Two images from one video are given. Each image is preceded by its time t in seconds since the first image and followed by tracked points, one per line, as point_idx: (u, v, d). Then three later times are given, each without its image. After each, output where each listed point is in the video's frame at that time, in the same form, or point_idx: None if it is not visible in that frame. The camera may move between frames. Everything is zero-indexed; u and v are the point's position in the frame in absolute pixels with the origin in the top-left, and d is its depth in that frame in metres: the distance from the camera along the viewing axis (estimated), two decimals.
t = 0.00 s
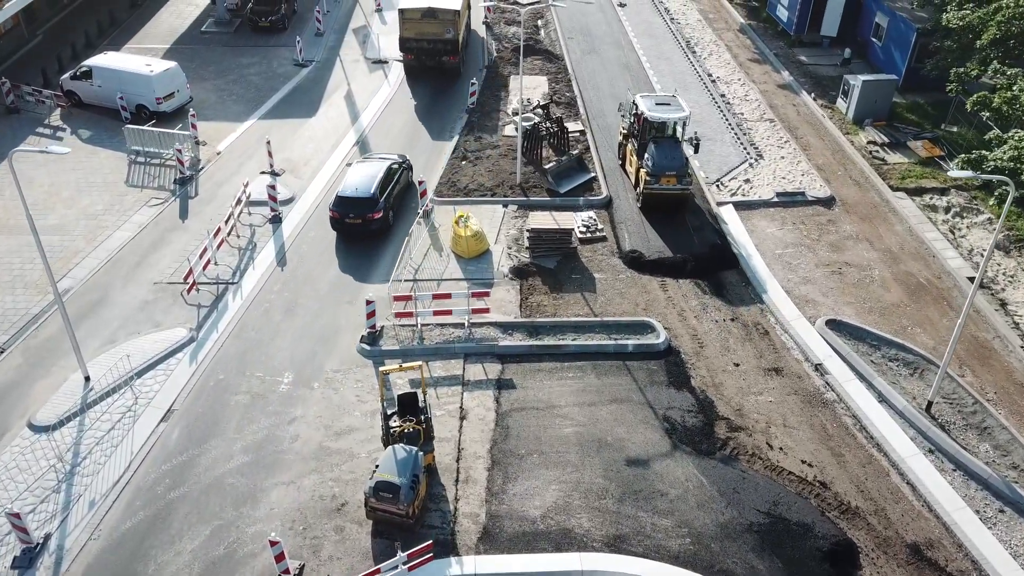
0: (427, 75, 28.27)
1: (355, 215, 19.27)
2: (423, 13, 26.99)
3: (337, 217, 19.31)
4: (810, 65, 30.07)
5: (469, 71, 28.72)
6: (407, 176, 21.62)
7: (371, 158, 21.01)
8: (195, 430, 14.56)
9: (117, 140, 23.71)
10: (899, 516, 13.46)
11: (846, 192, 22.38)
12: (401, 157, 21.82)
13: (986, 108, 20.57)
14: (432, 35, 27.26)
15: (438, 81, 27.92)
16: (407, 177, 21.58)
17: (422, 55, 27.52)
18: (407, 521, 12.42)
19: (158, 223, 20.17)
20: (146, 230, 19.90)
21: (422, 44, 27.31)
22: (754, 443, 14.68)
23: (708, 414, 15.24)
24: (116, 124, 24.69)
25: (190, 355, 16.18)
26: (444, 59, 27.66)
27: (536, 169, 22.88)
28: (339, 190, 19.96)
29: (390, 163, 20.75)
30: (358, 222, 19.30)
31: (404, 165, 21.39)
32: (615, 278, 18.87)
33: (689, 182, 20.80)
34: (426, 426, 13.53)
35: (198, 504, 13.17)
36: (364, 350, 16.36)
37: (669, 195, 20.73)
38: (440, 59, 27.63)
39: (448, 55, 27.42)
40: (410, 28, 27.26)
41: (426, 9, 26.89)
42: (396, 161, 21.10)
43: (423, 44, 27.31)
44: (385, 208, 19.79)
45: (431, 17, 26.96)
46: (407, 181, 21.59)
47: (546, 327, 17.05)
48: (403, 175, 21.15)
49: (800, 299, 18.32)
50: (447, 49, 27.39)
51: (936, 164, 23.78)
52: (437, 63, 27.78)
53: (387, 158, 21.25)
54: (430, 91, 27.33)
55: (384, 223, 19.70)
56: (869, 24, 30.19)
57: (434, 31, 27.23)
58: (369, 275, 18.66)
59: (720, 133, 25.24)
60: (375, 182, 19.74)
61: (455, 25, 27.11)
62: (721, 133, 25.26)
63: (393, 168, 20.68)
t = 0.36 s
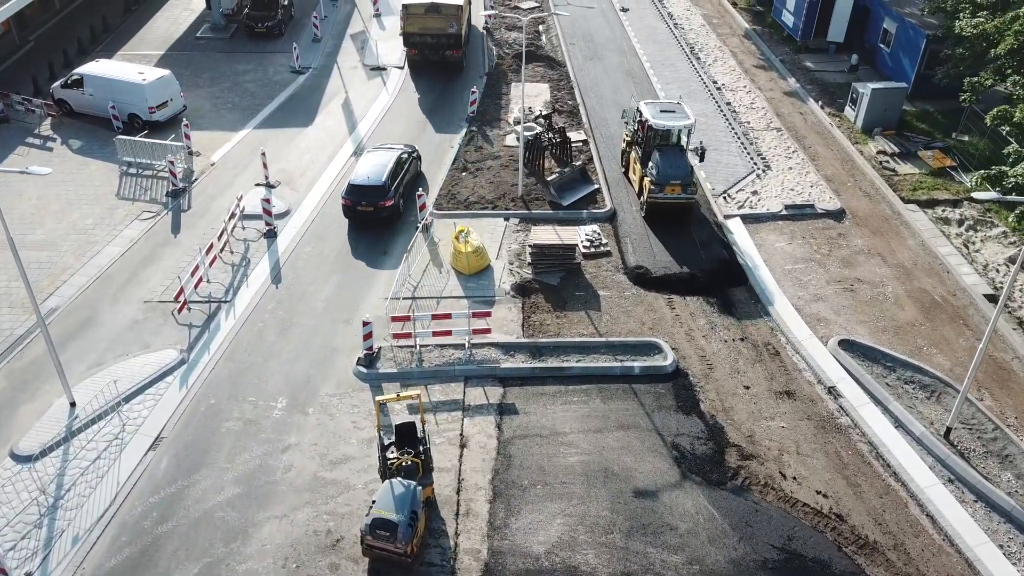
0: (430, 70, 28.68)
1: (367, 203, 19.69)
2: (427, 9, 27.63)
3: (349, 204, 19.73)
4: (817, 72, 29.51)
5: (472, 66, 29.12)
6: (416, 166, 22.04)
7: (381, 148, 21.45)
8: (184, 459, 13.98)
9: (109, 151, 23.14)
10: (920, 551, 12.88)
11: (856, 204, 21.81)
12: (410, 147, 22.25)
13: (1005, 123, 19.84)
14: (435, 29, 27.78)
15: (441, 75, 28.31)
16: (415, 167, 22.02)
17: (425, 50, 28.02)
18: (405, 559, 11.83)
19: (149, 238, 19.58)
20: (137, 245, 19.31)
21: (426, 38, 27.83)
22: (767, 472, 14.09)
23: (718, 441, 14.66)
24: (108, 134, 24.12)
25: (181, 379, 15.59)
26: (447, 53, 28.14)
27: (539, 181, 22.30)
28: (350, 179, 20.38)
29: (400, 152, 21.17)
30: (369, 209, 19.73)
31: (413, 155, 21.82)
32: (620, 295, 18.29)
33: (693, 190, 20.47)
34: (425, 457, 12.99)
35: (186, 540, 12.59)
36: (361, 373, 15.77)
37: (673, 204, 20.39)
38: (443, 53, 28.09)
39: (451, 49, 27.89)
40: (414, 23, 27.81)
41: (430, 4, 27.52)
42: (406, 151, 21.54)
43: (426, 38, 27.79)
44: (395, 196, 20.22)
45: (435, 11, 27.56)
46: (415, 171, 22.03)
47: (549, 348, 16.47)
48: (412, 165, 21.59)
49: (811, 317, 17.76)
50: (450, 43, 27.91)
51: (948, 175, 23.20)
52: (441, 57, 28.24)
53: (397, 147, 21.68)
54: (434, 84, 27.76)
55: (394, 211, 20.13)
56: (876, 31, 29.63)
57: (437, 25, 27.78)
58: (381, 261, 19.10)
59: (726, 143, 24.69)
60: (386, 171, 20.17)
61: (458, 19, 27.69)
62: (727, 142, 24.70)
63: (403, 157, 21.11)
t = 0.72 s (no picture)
0: (433, 65, 29.07)
1: (377, 193, 20.04)
2: (429, 4, 27.81)
3: (359, 194, 20.10)
4: (823, 79, 28.92)
5: (474, 60, 29.47)
6: (423, 157, 22.39)
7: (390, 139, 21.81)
8: (173, 491, 13.38)
9: (100, 162, 22.55)
10: None
11: (867, 218, 21.22)
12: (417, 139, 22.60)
13: None
14: (438, 24, 28.03)
15: (443, 71, 28.70)
16: (423, 158, 22.36)
17: (428, 45, 28.30)
18: None
19: (140, 254, 18.98)
20: (127, 261, 18.72)
21: (429, 33, 28.09)
22: (781, 505, 13.48)
23: (729, 471, 14.06)
24: (99, 144, 23.54)
25: (170, 404, 14.99)
26: (450, 48, 28.44)
27: (541, 193, 21.71)
28: (360, 170, 20.73)
29: (408, 144, 21.52)
30: (379, 199, 20.08)
31: (420, 146, 22.16)
32: (626, 314, 17.69)
33: (699, 199, 20.03)
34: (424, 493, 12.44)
35: None
36: (357, 400, 15.14)
37: (678, 214, 20.01)
38: (446, 48, 28.38)
39: (454, 44, 28.21)
40: (417, 19, 28.03)
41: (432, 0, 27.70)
42: (414, 143, 21.90)
43: (429, 34, 28.06)
44: (405, 186, 20.56)
45: (438, 7, 27.73)
46: (423, 162, 22.37)
47: (552, 371, 15.87)
48: (420, 156, 21.94)
49: (823, 338, 17.17)
50: (453, 38, 28.18)
51: (961, 187, 22.61)
52: (443, 52, 28.54)
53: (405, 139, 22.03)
54: (438, 79, 28.08)
55: (403, 201, 20.47)
56: (884, 37, 29.01)
57: (440, 21, 28.01)
58: (392, 250, 19.43)
59: (733, 153, 24.12)
60: (395, 161, 20.52)
61: (461, 15, 27.91)
62: (734, 153, 24.12)
63: (411, 149, 21.45)
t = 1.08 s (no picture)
0: (435, 60, 29.31)
1: (386, 184, 20.33)
2: None
3: (368, 185, 20.40)
4: (831, 88, 28.31)
5: (474, 55, 29.71)
6: (431, 151, 22.64)
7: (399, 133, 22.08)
8: (158, 528, 12.77)
9: (90, 175, 21.95)
10: None
11: (879, 233, 20.62)
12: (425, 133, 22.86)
13: None
14: (440, 20, 28.21)
15: (446, 66, 28.93)
16: (431, 151, 22.65)
17: (430, 41, 28.52)
18: None
19: (129, 272, 18.37)
20: (116, 280, 18.11)
21: (431, 29, 28.28)
22: (797, 543, 12.87)
23: (741, 506, 13.44)
24: (90, 155, 22.94)
25: (158, 434, 14.39)
26: (452, 44, 28.66)
27: (544, 208, 21.10)
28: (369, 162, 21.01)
29: (416, 137, 21.78)
30: (389, 190, 20.37)
31: (428, 140, 22.41)
32: (631, 336, 17.08)
33: (704, 210, 19.60)
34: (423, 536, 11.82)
35: None
36: (352, 430, 14.52)
37: (681, 225, 19.57)
38: (448, 44, 28.60)
39: (456, 40, 28.37)
40: (418, 14, 28.19)
41: None
42: (422, 136, 22.16)
43: (431, 29, 28.27)
44: (413, 178, 20.84)
45: (440, 4, 27.85)
46: (431, 155, 22.65)
47: (556, 398, 15.26)
48: (428, 149, 22.21)
49: (836, 361, 16.58)
50: (455, 34, 28.39)
51: (975, 200, 22.01)
52: (445, 48, 28.76)
53: (413, 133, 22.29)
54: (440, 76, 28.30)
55: (412, 192, 20.74)
56: (894, 44, 28.35)
57: (442, 17, 28.19)
58: (402, 241, 19.72)
59: (739, 164, 23.51)
60: (403, 154, 20.78)
61: (463, 11, 28.09)
62: (741, 165, 23.50)
63: (419, 142, 21.71)
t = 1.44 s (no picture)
0: (437, 56, 29.60)
1: (395, 177, 20.71)
2: None
3: (378, 178, 20.79)
4: (840, 96, 27.69)
5: (476, 51, 30.03)
6: (437, 145, 23.04)
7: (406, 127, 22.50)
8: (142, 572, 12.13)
9: (79, 189, 21.33)
10: None
11: (892, 250, 20.00)
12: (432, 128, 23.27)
13: None
14: (441, 17, 28.49)
15: (447, 62, 29.23)
16: (437, 146, 23.01)
17: (432, 37, 28.81)
18: None
19: (117, 293, 17.75)
20: (104, 300, 17.51)
21: (433, 25, 28.57)
22: None
23: (756, 546, 12.79)
24: (80, 168, 22.32)
25: (144, 467, 13.78)
26: (453, 40, 28.95)
27: (547, 223, 20.50)
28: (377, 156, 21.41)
29: (424, 132, 22.19)
30: (397, 183, 20.74)
31: (435, 135, 22.81)
32: (638, 360, 16.46)
33: (709, 220, 19.19)
34: None
35: None
36: (348, 464, 13.90)
37: (686, 236, 19.17)
38: (450, 40, 28.89)
39: (457, 36, 28.65)
40: (421, 11, 28.46)
41: None
42: (429, 131, 22.55)
43: (433, 26, 28.55)
44: (421, 172, 21.23)
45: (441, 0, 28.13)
46: (437, 150, 23.04)
47: (560, 427, 14.66)
48: (435, 144, 22.62)
49: (850, 388, 15.96)
50: (456, 30, 28.68)
51: (990, 215, 21.40)
52: (447, 44, 29.06)
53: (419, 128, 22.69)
54: (442, 72, 28.60)
55: (420, 185, 21.11)
56: (904, 52, 27.73)
57: (444, 13, 28.47)
58: (412, 233, 20.09)
59: (747, 177, 22.89)
60: (411, 148, 21.18)
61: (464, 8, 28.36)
62: (749, 178, 22.87)
63: (426, 136, 22.10)
